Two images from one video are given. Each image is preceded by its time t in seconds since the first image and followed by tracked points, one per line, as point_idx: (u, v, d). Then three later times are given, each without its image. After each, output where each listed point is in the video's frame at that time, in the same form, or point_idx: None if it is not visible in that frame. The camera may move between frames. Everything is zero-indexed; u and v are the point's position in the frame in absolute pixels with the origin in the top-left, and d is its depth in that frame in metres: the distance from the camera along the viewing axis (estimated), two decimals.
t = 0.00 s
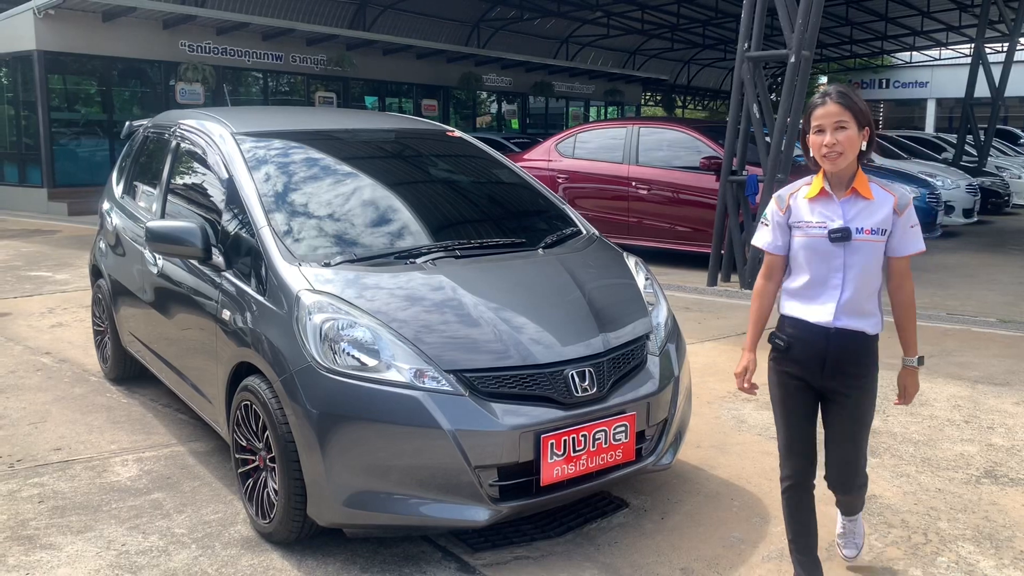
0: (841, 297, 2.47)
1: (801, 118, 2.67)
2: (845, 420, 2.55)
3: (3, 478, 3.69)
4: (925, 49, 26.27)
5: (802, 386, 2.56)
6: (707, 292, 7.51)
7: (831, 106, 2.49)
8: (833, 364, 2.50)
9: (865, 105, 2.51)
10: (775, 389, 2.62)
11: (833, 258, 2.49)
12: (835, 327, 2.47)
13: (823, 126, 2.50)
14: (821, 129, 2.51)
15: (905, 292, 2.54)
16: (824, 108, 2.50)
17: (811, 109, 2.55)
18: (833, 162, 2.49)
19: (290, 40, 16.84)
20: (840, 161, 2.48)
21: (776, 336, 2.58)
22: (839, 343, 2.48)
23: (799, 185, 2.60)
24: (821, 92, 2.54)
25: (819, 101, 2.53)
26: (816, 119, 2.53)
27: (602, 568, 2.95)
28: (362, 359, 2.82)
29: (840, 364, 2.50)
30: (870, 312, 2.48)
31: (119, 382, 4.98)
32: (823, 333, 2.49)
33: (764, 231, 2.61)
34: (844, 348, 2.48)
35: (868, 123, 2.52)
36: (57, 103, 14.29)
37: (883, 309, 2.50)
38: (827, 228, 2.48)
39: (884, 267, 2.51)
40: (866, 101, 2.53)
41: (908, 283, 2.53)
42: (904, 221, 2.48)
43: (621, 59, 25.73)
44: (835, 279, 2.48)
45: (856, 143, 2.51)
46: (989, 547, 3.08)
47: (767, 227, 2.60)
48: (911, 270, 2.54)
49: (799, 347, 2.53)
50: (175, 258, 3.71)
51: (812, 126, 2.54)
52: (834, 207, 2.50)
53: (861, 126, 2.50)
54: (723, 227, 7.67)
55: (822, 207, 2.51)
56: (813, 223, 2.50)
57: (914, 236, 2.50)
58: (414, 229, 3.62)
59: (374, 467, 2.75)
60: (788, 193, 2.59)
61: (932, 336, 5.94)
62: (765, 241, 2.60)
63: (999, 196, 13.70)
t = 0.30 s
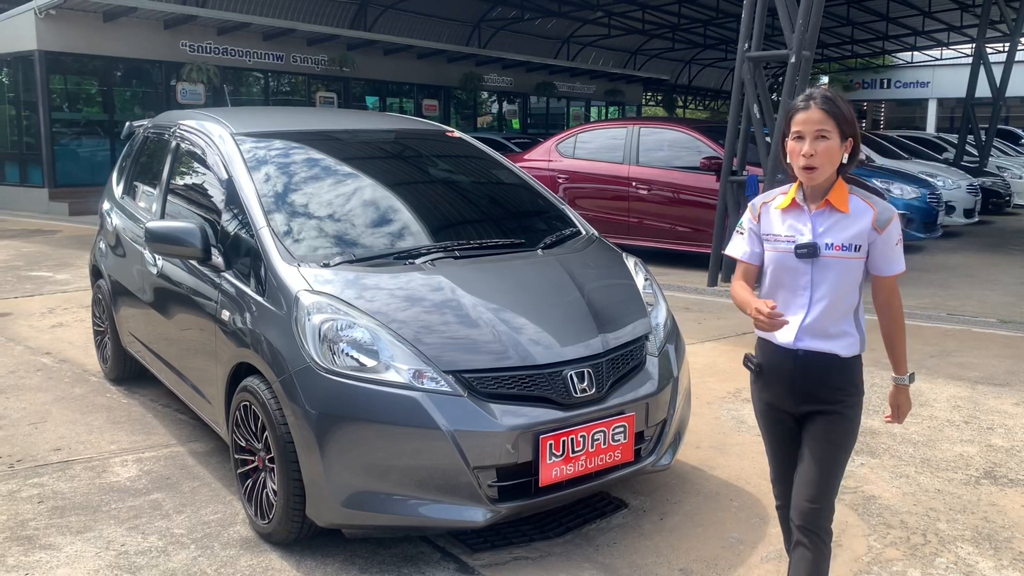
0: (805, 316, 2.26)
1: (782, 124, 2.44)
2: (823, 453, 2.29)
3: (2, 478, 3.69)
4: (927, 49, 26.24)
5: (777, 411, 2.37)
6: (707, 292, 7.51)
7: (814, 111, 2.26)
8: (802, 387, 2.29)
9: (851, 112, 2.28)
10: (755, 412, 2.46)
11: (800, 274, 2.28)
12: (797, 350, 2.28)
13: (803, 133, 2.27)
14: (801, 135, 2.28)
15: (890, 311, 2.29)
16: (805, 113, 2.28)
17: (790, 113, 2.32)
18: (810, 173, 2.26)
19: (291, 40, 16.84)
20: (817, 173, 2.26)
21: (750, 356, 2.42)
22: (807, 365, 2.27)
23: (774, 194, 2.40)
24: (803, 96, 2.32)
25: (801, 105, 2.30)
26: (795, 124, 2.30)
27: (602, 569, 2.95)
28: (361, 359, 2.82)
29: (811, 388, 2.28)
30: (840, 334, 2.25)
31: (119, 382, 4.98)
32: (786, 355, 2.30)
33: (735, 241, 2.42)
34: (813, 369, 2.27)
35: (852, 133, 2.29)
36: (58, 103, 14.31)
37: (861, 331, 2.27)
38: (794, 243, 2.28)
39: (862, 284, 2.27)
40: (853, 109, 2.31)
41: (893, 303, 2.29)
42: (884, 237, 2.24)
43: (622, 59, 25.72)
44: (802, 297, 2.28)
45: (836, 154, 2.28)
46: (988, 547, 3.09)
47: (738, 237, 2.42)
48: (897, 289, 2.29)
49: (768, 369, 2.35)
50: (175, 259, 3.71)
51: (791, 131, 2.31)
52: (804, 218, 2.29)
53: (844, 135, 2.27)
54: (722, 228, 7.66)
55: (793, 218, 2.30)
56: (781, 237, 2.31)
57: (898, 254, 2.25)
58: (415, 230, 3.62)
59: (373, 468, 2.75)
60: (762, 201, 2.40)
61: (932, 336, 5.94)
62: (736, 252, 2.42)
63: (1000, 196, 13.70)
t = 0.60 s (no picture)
0: (774, 333, 2.10)
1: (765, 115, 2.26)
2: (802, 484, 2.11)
3: (2, 477, 3.70)
4: (928, 49, 26.21)
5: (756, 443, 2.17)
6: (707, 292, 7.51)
7: (801, 98, 2.07)
8: (783, 414, 2.10)
9: (841, 104, 2.09)
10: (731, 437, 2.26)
11: (766, 286, 2.10)
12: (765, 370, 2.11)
13: (788, 121, 2.08)
14: (785, 124, 2.09)
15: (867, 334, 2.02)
16: (792, 99, 2.08)
17: (776, 99, 2.12)
18: (792, 166, 2.07)
19: (292, 40, 16.85)
20: (799, 167, 2.07)
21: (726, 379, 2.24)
22: (780, 389, 2.09)
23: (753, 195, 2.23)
24: (791, 83, 2.13)
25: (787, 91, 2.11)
26: (780, 112, 2.10)
27: (601, 569, 2.95)
28: (360, 359, 2.82)
29: (793, 414, 2.09)
30: (817, 352, 2.06)
31: (120, 381, 4.99)
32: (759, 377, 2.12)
33: (712, 249, 2.29)
34: (792, 392, 2.08)
35: (841, 126, 2.10)
36: (59, 103, 14.33)
37: (840, 350, 2.06)
38: (761, 251, 2.11)
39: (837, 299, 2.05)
40: (844, 101, 2.12)
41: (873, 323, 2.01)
42: (859, 248, 2.00)
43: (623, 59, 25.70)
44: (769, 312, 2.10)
45: (824, 147, 2.08)
46: (988, 547, 3.08)
47: (714, 244, 2.28)
48: (876, 306, 2.01)
49: (745, 393, 2.17)
50: (175, 259, 3.71)
51: (775, 120, 2.12)
52: (776, 223, 2.11)
53: (833, 128, 2.08)
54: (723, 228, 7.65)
55: (766, 221, 2.13)
56: (748, 243, 2.15)
57: (879, 267, 1.99)
58: (415, 230, 3.62)
59: (373, 468, 2.75)
60: (737, 203, 2.23)
61: (933, 336, 5.94)
62: (712, 262, 2.28)
63: (1001, 197, 13.68)
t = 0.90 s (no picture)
0: (758, 346, 1.94)
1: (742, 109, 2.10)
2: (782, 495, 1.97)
3: (3, 477, 3.70)
4: (929, 49, 26.19)
5: (726, 456, 2.02)
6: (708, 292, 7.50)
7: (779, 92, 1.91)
8: (760, 427, 1.95)
9: (824, 95, 1.93)
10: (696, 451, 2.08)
11: (750, 293, 1.94)
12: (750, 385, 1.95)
13: (765, 117, 1.92)
14: (763, 121, 1.93)
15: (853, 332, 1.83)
16: (769, 92, 1.92)
17: (751, 93, 1.97)
18: (773, 166, 1.92)
19: (293, 40, 16.84)
20: (780, 168, 1.91)
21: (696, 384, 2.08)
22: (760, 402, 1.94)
23: (729, 196, 2.08)
24: (767, 74, 1.97)
25: (763, 84, 1.95)
26: (757, 107, 1.94)
27: (601, 569, 2.95)
28: (360, 359, 2.82)
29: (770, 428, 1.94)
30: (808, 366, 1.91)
31: (120, 381, 4.99)
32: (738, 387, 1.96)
33: (694, 255, 2.14)
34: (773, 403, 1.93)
35: (824, 119, 1.94)
36: (60, 103, 14.35)
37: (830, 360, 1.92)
38: (745, 255, 1.95)
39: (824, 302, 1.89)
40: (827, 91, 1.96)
41: (864, 327, 1.83)
42: (849, 248, 1.84)
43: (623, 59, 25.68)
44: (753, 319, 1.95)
45: (806, 143, 1.92)
46: (988, 547, 3.08)
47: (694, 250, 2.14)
48: (871, 309, 1.83)
49: (719, 400, 2.00)
50: (175, 259, 3.71)
51: (751, 116, 1.96)
52: (759, 226, 1.95)
53: (815, 122, 1.92)
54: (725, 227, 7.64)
55: (747, 224, 1.97)
56: (730, 247, 1.99)
57: (872, 267, 1.82)
58: (416, 230, 3.62)
59: (373, 468, 2.75)
60: (715, 206, 2.08)
61: (933, 336, 5.93)
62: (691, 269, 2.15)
63: (1002, 196, 13.67)
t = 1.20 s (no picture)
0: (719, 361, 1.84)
1: (687, 108, 2.03)
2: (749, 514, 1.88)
3: (4, 476, 3.70)
4: (931, 49, 26.17)
5: (682, 482, 1.92)
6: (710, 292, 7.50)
7: (730, 84, 1.85)
8: (724, 451, 1.85)
9: (775, 91, 1.87)
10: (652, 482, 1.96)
11: (711, 304, 1.82)
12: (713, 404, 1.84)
13: (716, 111, 1.85)
14: (713, 115, 1.86)
15: (818, 334, 1.80)
16: (719, 85, 1.86)
17: (700, 86, 1.89)
18: (725, 163, 1.84)
19: (294, 40, 16.84)
20: (733, 165, 1.83)
21: (648, 405, 1.96)
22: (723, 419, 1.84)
23: (674, 198, 1.96)
24: (717, 67, 1.90)
25: (713, 77, 1.88)
26: (707, 101, 1.87)
27: (602, 569, 2.95)
28: (361, 359, 2.82)
29: (733, 451, 1.85)
30: (772, 382, 1.83)
31: (122, 381, 4.99)
32: (699, 408, 1.86)
33: (635, 262, 1.99)
34: (738, 424, 1.84)
35: (775, 115, 1.88)
36: (61, 103, 14.38)
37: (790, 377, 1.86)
38: (702, 263, 1.82)
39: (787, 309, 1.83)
40: (777, 87, 1.91)
41: (829, 329, 1.81)
42: (813, 253, 1.78)
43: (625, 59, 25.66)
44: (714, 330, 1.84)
45: (758, 139, 1.85)
46: (989, 548, 3.08)
47: (635, 258, 1.98)
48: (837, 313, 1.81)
49: (677, 422, 1.90)
50: (177, 259, 3.71)
51: (700, 110, 1.89)
52: (714, 231, 1.84)
53: (766, 117, 1.86)
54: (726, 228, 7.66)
55: (699, 230, 1.86)
56: (684, 255, 1.85)
57: (837, 271, 1.78)
58: (417, 230, 3.62)
59: (373, 468, 2.75)
60: (660, 209, 1.95)
61: (935, 337, 5.93)
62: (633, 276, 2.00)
63: (1004, 197, 13.65)
